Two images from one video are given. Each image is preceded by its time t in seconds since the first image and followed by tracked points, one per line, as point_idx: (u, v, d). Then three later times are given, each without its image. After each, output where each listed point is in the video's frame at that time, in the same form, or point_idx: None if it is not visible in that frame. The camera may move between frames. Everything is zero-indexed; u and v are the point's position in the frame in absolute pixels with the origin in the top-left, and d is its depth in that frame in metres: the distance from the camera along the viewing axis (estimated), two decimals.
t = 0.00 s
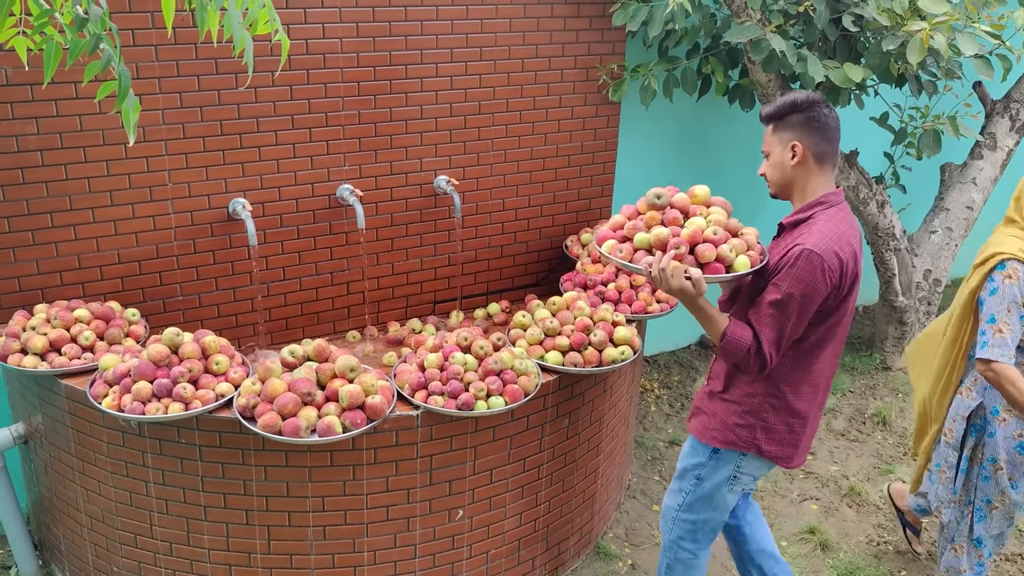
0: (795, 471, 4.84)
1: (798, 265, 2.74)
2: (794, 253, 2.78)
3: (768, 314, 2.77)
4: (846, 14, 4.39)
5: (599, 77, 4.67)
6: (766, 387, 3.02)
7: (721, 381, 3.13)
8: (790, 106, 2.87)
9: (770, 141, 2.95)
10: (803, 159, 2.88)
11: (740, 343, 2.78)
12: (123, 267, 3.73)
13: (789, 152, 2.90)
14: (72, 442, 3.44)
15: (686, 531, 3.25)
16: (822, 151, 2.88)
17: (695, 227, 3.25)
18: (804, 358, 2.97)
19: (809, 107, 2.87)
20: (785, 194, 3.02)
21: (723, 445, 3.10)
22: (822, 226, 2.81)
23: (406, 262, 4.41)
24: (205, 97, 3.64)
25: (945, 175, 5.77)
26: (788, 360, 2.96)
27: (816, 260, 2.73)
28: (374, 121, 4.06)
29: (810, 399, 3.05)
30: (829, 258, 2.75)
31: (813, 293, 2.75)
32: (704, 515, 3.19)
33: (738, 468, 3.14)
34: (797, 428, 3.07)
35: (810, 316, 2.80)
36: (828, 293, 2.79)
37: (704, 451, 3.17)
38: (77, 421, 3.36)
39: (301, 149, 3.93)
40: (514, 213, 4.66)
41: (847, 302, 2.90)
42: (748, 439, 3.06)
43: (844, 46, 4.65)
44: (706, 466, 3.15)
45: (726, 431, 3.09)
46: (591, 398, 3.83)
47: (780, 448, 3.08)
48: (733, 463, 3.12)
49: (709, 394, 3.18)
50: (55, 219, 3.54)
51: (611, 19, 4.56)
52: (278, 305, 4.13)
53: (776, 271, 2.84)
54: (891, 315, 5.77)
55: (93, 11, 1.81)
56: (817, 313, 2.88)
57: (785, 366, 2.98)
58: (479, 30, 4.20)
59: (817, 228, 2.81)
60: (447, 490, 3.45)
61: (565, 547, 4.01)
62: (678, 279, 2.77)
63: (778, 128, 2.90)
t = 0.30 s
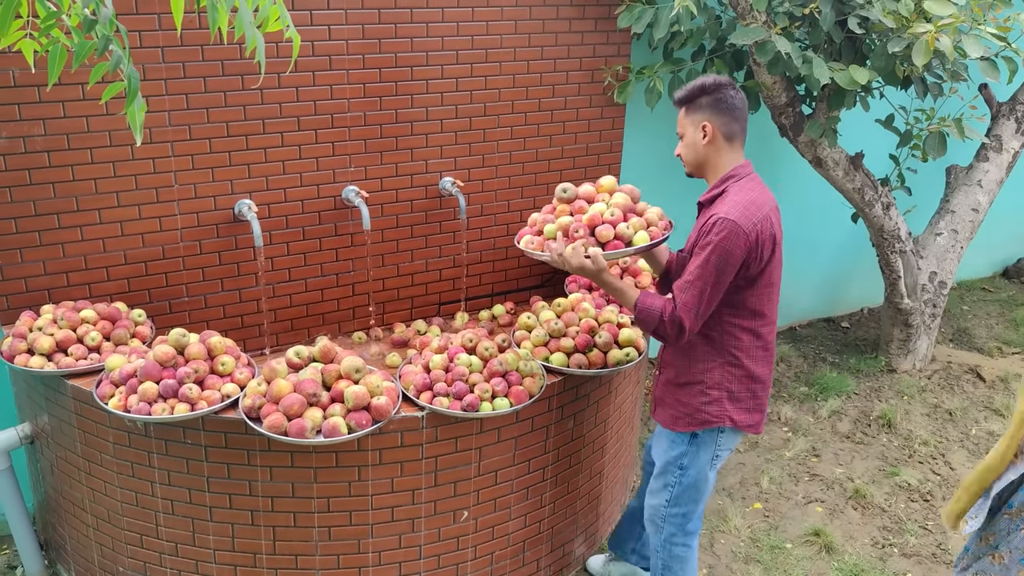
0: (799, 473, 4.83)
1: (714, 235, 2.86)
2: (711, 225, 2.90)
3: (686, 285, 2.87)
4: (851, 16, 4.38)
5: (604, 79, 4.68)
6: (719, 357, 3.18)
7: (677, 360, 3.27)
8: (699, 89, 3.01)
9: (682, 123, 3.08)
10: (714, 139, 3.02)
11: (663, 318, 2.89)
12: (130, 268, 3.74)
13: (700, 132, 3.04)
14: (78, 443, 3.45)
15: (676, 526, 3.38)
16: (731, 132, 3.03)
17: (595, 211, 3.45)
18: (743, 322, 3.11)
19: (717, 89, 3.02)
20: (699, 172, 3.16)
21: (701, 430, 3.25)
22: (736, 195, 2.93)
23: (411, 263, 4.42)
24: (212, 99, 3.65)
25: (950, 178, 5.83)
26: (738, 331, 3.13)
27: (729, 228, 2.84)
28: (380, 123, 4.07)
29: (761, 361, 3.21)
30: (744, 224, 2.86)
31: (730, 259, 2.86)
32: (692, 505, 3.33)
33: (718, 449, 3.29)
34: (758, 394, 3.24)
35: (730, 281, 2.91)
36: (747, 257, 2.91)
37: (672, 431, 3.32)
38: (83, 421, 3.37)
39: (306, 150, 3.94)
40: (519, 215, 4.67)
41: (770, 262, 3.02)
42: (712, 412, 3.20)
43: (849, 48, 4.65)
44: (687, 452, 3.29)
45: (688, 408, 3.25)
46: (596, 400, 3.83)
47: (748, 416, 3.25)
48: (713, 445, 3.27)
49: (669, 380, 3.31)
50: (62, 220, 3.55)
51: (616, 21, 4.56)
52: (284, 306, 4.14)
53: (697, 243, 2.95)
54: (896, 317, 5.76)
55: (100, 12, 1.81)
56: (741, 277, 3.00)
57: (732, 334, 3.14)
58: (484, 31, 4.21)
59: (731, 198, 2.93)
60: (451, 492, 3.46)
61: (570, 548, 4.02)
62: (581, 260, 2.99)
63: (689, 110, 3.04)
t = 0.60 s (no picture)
0: (801, 471, 4.83)
1: (653, 199, 2.99)
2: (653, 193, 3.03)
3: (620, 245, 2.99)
4: (853, 14, 4.37)
5: (605, 77, 4.67)
6: (693, 321, 3.19)
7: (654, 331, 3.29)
8: (639, 79, 3.11)
9: (625, 112, 3.19)
10: (655, 126, 3.13)
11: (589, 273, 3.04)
12: (131, 267, 3.74)
13: (642, 120, 3.14)
14: (80, 441, 3.45)
15: (688, 508, 3.36)
16: (672, 118, 3.15)
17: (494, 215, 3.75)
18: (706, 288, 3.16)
19: (656, 79, 3.12)
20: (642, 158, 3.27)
21: (699, 405, 3.24)
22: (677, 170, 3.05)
23: (413, 261, 4.42)
24: (213, 97, 3.65)
25: (952, 175, 5.82)
26: (710, 294, 3.17)
27: (668, 195, 2.97)
28: (381, 121, 4.07)
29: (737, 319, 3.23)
30: (681, 192, 2.97)
31: (666, 224, 2.97)
32: (701, 482, 3.32)
33: (718, 420, 3.29)
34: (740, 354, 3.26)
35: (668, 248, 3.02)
36: (687, 226, 3.01)
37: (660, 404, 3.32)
38: (85, 419, 3.38)
39: (308, 148, 3.94)
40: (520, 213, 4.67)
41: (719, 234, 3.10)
42: (698, 376, 3.21)
43: (851, 46, 4.64)
44: (689, 430, 3.27)
45: (671, 376, 3.26)
46: (597, 398, 3.84)
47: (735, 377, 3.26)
48: (713, 417, 3.27)
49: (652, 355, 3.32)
50: (64, 218, 3.55)
51: (618, 18, 4.56)
52: (285, 305, 4.14)
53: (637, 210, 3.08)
54: (898, 315, 5.76)
55: (102, 8, 1.81)
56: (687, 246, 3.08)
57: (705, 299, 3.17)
58: (485, 29, 4.21)
59: (673, 171, 3.05)
60: (453, 490, 3.46)
61: (571, 546, 4.02)
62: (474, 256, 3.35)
63: (630, 100, 3.15)
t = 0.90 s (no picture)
0: (803, 469, 4.83)
1: (632, 174, 2.98)
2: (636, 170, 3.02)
3: (586, 202, 2.94)
4: (855, 13, 4.37)
5: (607, 77, 4.68)
6: (677, 301, 3.20)
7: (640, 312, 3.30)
8: (624, 79, 3.12)
9: (614, 112, 3.20)
10: (643, 124, 3.13)
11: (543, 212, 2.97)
12: (134, 267, 3.75)
13: (630, 118, 3.15)
14: (83, 441, 3.46)
15: (691, 502, 3.35)
16: (659, 116, 3.15)
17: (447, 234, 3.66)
18: (687, 271, 3.15)
19: (642, 77, 3.13)
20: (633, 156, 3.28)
21: (693, 398, 3.24)
22: (664, 160, 3.05)
23: (415, 261, 4.43)
24: (216, 97, 3.66)
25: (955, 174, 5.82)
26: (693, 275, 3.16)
27: (645, 174, 2.97)
28: (383, 121, 4.08)
29: (724, 303, 3.22)
30: (660, 175, 2.97)
31: (637, 199, 2.95)
32: (701, 477, 3.31)
33: (713, 412, 3.28)
34: (727, 339, 3.23)
35: (634, 224, 2.99)
36: (659, 209, 2.99)
37: (646, 385, 3.33)
38: (89, 419, 3.38)
39: (310, 148, 3.94)
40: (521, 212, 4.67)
41: (695, 227, 3.08)
42: (682, 357, 3.21)
43: (853, 44, 4.64)
44: (685, 425, 3.26)
45: (656, 356, 3.27)
46: (600, 398, 3.84)
47: (725, 361, 3.24)
48: (708, 409, 3.26)
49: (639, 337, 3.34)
50: (67, 219, 3.56)
51: (620, 18, 4.56)
52: (288, 304, 4.15)
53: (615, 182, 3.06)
54: (901, 314, 5.75)
55: (104, 8, 1.82)
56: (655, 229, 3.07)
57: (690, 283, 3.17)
58: (487, 29, 4.21)
59: (660, 159, 3.06)
60: (456, 489, 3.46)
61: (574, 545, 4.02)
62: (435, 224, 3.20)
63: (617, 99, 3.17)
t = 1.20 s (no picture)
0: (807, 469, 4.82)
1: (633, 165, 2.98)
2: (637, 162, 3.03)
3: (586, 189, 2.94)
4: (858, 12, 4.36)
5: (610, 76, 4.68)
6: (675, 294, 3.21)
7: (639, 306, 3.31)
8: (620, 78, 3.14)
9: (611, 112, 3.21)
10: (641, 122, 3.13)
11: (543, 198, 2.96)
12: (139, 267, 3.76)
13: (628, 117, 3.15)
14: (88, 441, 3.47)
15: (691, 498, 3.35)
16: (657, 113, 3.16)
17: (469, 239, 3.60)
18: (685, 265, 3.16)
19: (637, 76, 3.14)
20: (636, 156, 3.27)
21: (691, 392, 3.24)
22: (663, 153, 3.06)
23: (418, 261, 4.43)
24: (219, 98, 3.67)
25: (959, 173, 5.81)
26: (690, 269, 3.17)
27: (645, 166, 2.97)
28: (387, 121, 4.08)
29: (723, 297, 3.22)
30: (658, 167, 2.97)
31: (635, 190, 2.95)
32: (700, 472, 3.30)
33: (712, 407, 3.26)
34: (723, 334, 3.23)
35: (632, 214, 3.00)
36: (657, 201, 2.99)
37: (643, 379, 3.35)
38: (93, 419, 3.39)
39: (313, 149, 3.95)
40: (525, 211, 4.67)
41: (693, 223, 3.08)
42: (680, 350, 3.21)
43: (857, 43, 4.64)
44: (683, 419, 3.26)
45: (654, 349, 3.28)
46: (603, 397, 3.84)
47: (722, 355, 3.23)
48: (706, 404, 3.25)
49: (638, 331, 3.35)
50: (71, 220, 3.57)
51: (623, 17, 4.56)
52: (292, 305, 4.16)
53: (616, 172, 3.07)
54: (904, 313, 5.74)
55: (107, 11, 1.82)
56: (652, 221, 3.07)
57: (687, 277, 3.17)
58: (490, 29, 4.21)
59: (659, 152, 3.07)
60: (459, 488, 3.47)
61: (577, 545, 4.02)
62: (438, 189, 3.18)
63: (614, 100, 3.17)
